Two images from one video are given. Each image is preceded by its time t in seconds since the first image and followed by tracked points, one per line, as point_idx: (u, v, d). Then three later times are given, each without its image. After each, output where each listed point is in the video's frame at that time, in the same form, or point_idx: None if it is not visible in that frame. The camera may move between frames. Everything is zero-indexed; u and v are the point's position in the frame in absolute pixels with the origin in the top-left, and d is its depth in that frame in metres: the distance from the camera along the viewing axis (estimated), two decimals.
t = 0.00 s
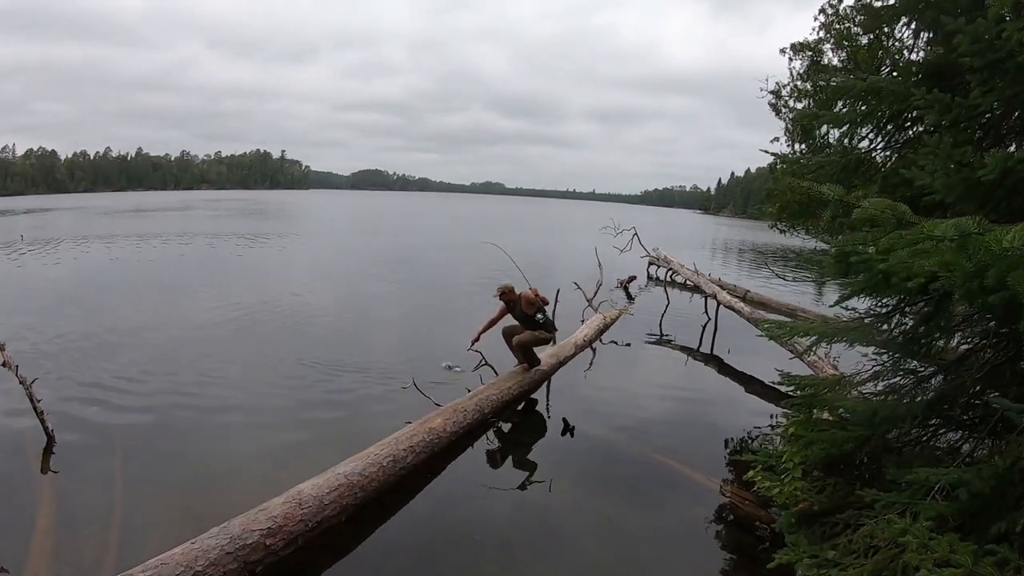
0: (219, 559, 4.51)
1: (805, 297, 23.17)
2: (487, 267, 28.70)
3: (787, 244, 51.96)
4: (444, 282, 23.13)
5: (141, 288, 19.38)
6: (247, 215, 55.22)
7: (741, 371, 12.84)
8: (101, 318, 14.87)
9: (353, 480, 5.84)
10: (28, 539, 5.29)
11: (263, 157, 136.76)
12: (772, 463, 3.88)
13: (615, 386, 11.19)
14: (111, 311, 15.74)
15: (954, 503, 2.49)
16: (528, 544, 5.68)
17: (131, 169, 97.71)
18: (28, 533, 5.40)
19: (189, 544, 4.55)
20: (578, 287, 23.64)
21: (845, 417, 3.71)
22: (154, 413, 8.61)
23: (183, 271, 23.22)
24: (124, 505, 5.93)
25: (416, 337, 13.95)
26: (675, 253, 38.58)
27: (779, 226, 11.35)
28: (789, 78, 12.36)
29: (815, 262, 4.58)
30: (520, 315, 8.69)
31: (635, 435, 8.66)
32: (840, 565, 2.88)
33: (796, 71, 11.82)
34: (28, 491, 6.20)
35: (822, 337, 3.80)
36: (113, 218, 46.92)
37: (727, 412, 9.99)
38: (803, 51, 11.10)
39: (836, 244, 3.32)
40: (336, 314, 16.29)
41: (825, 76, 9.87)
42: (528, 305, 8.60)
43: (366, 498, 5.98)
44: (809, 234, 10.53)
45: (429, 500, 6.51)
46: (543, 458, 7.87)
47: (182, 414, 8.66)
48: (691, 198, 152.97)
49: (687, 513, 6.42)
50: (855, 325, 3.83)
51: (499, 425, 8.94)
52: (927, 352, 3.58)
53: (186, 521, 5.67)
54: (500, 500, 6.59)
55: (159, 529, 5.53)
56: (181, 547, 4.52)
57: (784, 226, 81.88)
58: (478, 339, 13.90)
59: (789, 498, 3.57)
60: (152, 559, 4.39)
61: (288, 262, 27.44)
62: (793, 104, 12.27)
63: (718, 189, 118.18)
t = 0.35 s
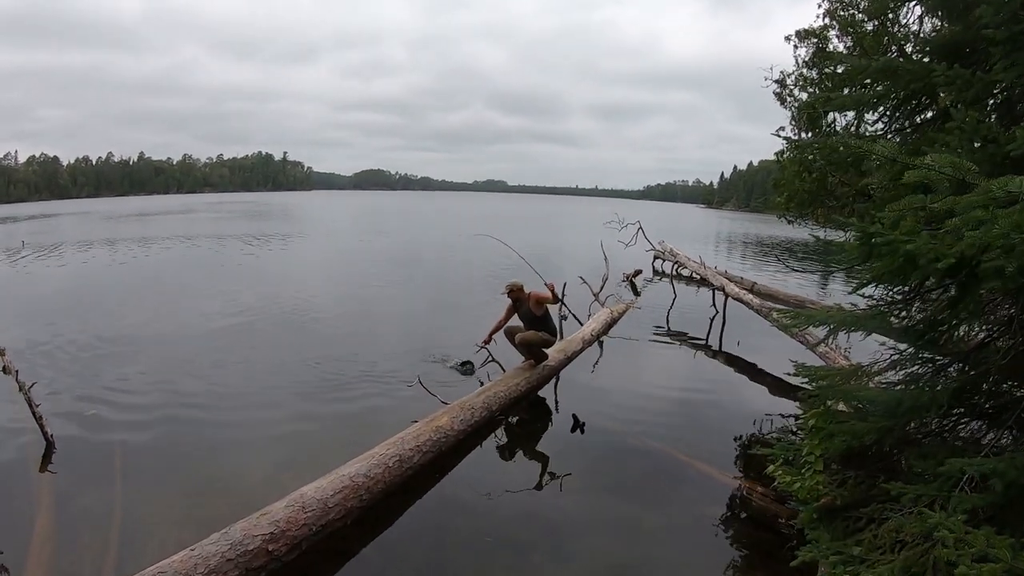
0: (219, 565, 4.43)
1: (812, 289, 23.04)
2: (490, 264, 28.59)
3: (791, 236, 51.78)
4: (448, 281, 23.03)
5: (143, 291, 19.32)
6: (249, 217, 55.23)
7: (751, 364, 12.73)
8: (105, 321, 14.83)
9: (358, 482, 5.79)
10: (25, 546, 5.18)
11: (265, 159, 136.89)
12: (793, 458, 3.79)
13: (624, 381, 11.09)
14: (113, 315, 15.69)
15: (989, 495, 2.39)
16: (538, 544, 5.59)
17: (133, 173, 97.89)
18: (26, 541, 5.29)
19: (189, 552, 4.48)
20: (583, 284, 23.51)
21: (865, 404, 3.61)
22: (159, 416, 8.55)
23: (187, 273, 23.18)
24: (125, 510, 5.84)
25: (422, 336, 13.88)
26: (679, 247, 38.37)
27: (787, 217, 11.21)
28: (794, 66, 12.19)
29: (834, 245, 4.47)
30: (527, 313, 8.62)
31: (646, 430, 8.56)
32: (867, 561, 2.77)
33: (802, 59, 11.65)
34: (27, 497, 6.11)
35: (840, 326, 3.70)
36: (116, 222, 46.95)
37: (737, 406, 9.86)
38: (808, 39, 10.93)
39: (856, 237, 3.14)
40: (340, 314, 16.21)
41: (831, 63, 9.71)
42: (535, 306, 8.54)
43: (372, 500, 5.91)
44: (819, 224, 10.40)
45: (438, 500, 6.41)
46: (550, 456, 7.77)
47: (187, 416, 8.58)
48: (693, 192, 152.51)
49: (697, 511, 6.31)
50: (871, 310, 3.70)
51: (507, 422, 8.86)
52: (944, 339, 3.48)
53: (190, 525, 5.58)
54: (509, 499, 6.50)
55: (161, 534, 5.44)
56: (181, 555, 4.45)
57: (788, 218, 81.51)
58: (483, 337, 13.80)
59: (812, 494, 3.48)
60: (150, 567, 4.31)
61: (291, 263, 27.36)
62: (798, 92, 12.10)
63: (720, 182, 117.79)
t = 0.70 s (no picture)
0: (211, 569, 4.36)
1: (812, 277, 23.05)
2: (491, 259, 28.51)
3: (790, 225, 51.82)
4: (448, 276, 22.96)
5: (141, 290, 19.24)
6: (248, 214, 55.08)
7: (754, 354, 12.71)
8: (102, 322, 14.78)
9: (356, 480, 5.71)
10: (17, 554, 5.15)
11: (262, 156, 136.54)
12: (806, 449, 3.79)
13: (627, 372, 11.04)
14: (111, 315, 15.63)
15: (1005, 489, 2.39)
16: (541, 542, 5.54)
17: (130, 172, 97.46)
18: (18, 548, 5.25)
19: (179, 556, 4.39)
20: (583, 277, 23.45)
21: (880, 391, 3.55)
22: (157, 418, 8.47)
23: (185, 272, 23.12)
24: (118, 519, 5.74)
25: (422, 331, 13.81)
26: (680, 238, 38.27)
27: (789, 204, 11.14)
28: (794, 52, 12.04)
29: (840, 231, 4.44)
30: (527, 305, 8.60)
31: (650, 423, 8.51)
32: (884, 557, 2.79)
33: (802, 45, 11.50)
34: (19, 507, 6.00)
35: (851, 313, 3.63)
36: (115, 222, 46.84)
37: (739, 396, 9.83)
38: (808, 24, 10.77)
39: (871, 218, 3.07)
40: (340, 310, 16.17)
41: (832, 48, 9.58)
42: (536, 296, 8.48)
43: (369, 498, 5.84)
44: (822, 212, 10.33)
45: (440, 498, 6.35)
46: (551, 449, 7.73)
47: (186, 418, 8.50)
48: (692, 182, 152.36)
49: (700, 504, 6.29)
50: (881, 297, 3.65)
51: (509, 414, 8.80)
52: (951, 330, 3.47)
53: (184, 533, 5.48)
54: (510, 495, 6.46)
55: (156, 543, 5.35)
56: (171, 559, 4.37)
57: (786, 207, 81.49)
58: (483, 331, 13.76)
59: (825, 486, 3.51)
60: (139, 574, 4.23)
61: (290, 260, 27.25)
62: (798, 79, 11.97)
63: (718, 173, 117.62)
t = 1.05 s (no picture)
0: (193, 571, 4.23)
1: (813, 274, 23.00)
2: (490, 258, 28.41)
3: (788, 224, 51.80)
4: (447, 275, 22.86)
5: (137, 290, 19.16)
6: (247, 214, 55.04)
7: (756, 350, 12.63)
8: (97, 321, 14.69)
9: (348, 478, 5.59)
10: None
11: (261, 157, 136.39)
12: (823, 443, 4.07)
13: (629, 368, 10.96)
14: (106, 314, 15.54)
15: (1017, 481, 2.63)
16: (541, 539, 5.45)
17: (127, 173, 97.27)
18: None
19: (160, 557, 4.27)
20: (583, 275, 23.35)
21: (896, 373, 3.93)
22: (153, 420, 8.35)
23: (183, 271, 23.04)
24: (100, 530, 5.56)
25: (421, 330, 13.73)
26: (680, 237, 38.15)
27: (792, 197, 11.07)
28: (795, 44, 11.92)
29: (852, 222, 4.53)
30: (525, 300, 8.53)
31: (653, 419, 8.44)
32: (906, 553, 3.02)
33: (805, 36, 11.38)
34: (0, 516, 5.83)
35: (866, 302, 3.81)
36: (113, 222, 46.78)
37: (740, 393, 9.74)
38: (810, 15, 10.69)
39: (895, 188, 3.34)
40: (337, 310, 16.08)
41: (835, 39, 9.50)
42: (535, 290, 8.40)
43: (363, 496, 5.71)
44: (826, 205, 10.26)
45: (438, 496, 6.23)
46: (550, 446, 7.63)
47: (181, 419, 8.39)
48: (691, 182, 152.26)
49: (703, 502, 6.19)
50: (894, 285, 3.84)
51: (508, 409, 8.71)
52: (953, 318, 3.91)
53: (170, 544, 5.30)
54: (507, 492, 6.36)
55: (138, 557, 5.17)
56: (151, 560, 4.24)
57: (785, 205, 81.52)
58: (482, 329, 13.67)
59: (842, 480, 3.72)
60: None
61: (288, 259, 27.16)
62: (800, 72, 11.85)
63: (717, 171, 117.70)
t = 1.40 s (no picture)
0: None
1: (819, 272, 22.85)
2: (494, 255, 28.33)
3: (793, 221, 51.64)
4: (451, 272, 22.81)
5: (142, 285, 19.17)
6: (251, 209, 55.12)
7: (762, 349, 12.58)
8: (102, 316, 14.70)
9: (352, 479, 5.54)
10: None
11: (265, 153, 136.47)
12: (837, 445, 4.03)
13: (635, 367, 10.91)
14: (110, 310, 15.55)
15: None
16: (548, 539, 5.41)
17: (132, 168, 97.45)
18: None
19: (159, 561, 4.21)
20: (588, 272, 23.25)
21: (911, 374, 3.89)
22: (158, 417, 8.32)
23: (187, 267, 23.05)
24: (97, 534, 5.48)
25: (426, 327, 13.69)
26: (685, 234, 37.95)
27: (800, 195, 11.01)
28: (804, 40, 11.78)
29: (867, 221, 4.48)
30: (532, 297, 8.49)
31: (660, 418, 8.40)
32: (924, 558, 2.99)
33: (814, 31, 11.23)
34: None
35: (882, 301, 3.73)
36: (118, 217, 46.94)
37: (748, 392, 9.66)
38: (820, 10, 10.61)
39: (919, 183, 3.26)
40: (342, 306, 16.05)
41: (845, 34, 9.43)
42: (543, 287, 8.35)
43: (367, 497, 5.66)
44: (835, 203, 10.20)
45: (443, 496, 6.19)
46: (556, 445, 7.58)
47: (187, 416, 8.36)
48: (696, 178, 151.64)
49: (710, 503, 6.14)
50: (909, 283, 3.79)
51: (514, 408, 8.67)
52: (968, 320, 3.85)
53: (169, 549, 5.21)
54: (513, 492, 6.31)
55: (136, 562, 5.08)
56: (149, 564, 4.19)
57: (789, 202, 81.23)
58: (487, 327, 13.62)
59: (857, 484, 3.66)
60: None
61: (292, 255, 27.13)
62: (808, 68, 11.71)
63: (721, 168, 117.33)
